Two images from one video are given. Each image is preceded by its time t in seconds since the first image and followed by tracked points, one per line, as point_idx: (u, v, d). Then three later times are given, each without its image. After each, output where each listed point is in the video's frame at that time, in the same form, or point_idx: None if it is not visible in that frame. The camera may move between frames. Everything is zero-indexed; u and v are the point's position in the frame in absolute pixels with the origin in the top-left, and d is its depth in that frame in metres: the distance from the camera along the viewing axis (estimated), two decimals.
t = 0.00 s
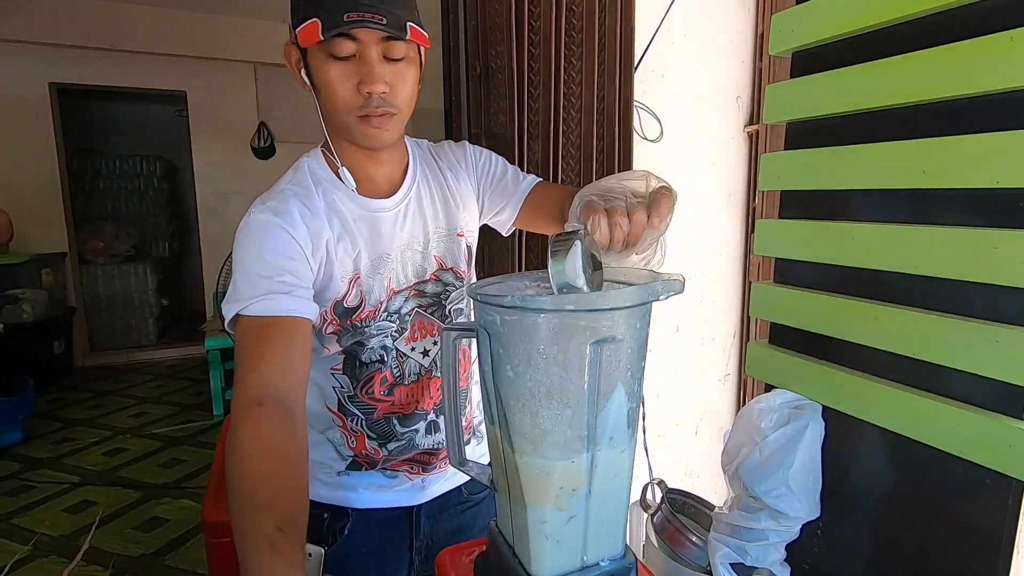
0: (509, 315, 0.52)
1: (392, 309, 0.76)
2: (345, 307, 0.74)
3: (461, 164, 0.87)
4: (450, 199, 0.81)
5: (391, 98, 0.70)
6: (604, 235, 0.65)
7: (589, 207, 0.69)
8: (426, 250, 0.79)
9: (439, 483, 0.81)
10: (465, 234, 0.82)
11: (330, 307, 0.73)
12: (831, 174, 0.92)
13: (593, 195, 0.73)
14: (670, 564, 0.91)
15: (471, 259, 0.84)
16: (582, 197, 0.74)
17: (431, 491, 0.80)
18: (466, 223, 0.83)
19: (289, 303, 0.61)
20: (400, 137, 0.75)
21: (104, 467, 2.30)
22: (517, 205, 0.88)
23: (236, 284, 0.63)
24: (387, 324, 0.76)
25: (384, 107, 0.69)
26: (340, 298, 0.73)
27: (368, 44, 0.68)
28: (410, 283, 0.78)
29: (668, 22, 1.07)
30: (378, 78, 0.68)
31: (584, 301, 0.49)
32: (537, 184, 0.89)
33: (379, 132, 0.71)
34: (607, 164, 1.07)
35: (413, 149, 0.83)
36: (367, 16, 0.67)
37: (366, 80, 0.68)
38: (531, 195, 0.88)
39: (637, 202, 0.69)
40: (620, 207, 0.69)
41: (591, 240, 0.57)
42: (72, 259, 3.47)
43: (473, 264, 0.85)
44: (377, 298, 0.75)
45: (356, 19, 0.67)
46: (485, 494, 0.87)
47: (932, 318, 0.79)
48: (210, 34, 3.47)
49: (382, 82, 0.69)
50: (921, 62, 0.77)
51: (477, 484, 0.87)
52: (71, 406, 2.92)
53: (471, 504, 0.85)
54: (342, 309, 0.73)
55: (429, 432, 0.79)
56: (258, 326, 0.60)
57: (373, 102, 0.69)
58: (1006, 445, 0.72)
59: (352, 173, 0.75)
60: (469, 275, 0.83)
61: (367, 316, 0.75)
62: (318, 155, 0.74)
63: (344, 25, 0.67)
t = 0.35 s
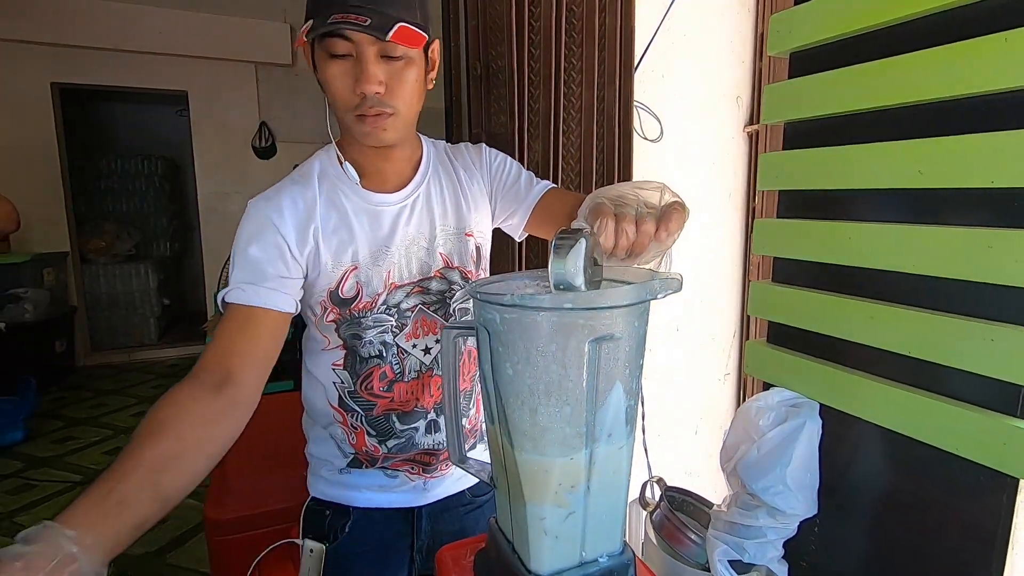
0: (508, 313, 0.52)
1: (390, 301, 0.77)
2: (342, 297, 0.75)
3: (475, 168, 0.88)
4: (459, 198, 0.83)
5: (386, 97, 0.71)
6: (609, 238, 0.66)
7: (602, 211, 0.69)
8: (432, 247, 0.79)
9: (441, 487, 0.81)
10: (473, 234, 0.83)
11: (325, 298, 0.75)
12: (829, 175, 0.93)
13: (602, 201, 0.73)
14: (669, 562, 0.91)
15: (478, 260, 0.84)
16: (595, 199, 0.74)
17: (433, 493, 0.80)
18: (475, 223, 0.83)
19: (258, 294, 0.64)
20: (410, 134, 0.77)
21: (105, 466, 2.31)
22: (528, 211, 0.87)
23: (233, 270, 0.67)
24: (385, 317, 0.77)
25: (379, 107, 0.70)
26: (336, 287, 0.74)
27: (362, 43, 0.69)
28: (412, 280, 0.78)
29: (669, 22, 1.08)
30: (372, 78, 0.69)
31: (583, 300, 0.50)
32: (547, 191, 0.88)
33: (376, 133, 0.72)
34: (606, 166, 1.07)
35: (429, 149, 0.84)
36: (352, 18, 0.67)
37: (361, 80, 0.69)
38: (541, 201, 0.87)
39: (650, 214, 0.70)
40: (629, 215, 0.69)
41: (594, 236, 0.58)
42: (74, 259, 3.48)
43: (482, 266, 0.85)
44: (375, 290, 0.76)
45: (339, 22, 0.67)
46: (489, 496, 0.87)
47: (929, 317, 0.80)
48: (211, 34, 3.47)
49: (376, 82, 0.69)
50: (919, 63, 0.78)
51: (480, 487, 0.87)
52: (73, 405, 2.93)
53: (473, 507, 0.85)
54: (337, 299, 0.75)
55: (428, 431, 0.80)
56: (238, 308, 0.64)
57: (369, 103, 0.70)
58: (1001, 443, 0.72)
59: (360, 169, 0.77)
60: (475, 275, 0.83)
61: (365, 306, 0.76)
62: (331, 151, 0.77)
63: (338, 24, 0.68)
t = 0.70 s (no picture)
0: (510, 311, 0.53)
1: (384, 300, 0.78)
2: (331, 294, 0.76)
3: (474, 168, 0.89)
4: (456, 198, 0.83)
5: (413, 84, 0.72)
6: (609, 234, 0.66)
7: (601, 206, 0.70)
8: (429, 247, 0.80)
9: (434, 487, 0.81)
10: (470, 234, 0.83)
11: (318, 294, 0.75)
12: (828, 175, 0.93)
13: (602, 196, 0.74)
14: (669, 560, 0.92)
15: (476, 261, 0.84)
16: (597, 194, 0.75)
17: (427, 493, 0.81)
18: (473, 223, 0.84)
19: (242, 279, 0.65)
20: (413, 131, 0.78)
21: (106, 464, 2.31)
22: (527, 212, 0.88)
23: (224, 255, 0.68)
24: (379, 315, 0.77)
25: (405, 92, 0.72)
26: (327, 285, 0.75)
27: (392, 30, 0.71)
28: (407, 279, 0.79)
29: (669, 23, 1.09)
30: (401, 63, 0.71)
31: (585, 299, 0.51)
32: (548, 191, 0.88)
33: (401, 117, 0.73)
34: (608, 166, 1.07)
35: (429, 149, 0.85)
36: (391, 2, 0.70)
37: (390, 65, 0.71)
38: (541, 202, 0.87)
39: (651, 212, 0.70)
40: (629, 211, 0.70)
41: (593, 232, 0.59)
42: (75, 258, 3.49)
43: (481, 266, 0.85)
44: (367, 287, 0.77)
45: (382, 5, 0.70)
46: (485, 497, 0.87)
47: (924, 317, 0.80)
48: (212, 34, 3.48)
49: (404, 67, 0.71)
50: (918, 64, 0.78)
51: (477, 489, 0.87)
52: (73, 404, 2.93)
53: (470, 508, 0.85)
54: (331, 297, 0.76)
55: (422, 430, 0.80)
56: (223, 288, 0.64)
57: (396, 87, 0.71)
58: (997, 441, 0.73)
59: (359, 167, 0.79)
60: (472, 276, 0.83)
61: (357, 303, 0.77)
62: (330, 147, 0.78)
63: (369, 11, 0.71)
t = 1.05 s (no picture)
0: (511, 313, 0.53)
1: (383, 303, 0.78)
2: (329, 297, 0.76)
3: (472, 171, 0.90)
4: (455, 202, 0.84)
5: (427, 82, 0.74)
6: (611, 236, 0.67)
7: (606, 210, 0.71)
8: (429, 251, 0.81)
9: (430, 485, 0.81)
10: (468, 238, 0.84)
11: (315, 296, 0.76)
12: (828, 178, 0.94)
13: (609, 199, 0.74)
14: (668, 560, 0.92)
15: (473, 264, 0.86)
16: (602, 198, 0.75)
17: (423, 492, 0.81)
18: (471, 228, 0.85)
19: (234, 262, 0.61)
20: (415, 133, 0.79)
21: (106, 464, 2.31)
22: (524, 215, 0.89)
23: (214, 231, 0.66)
24: (377, 318, 0.78)
25: (420, 90, 0.73)
26: (326, 287, 0.76)
27: (409, 28, 0.73)
28: (407, 283, 0.80)
29: (669, 25, 1.09)
30: (417, 61, 0.72)
31: (585, 300, 0.51)
32: (545, 199, 0.89)
33: (412, 115, 0.74)
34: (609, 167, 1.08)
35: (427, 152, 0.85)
36: None
37: (406, 62, 0.72)
38: (536, 211, 0.89)
39: (653, 221, 0.71)
40: (635, 217, 0.71)
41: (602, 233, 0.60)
42: (75, 257, 3.49)
43: (476, 269, 0.86)
44: (365, 291, 0.77)
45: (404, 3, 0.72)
46: (481, 495, 0.88)
47: (921, 319, 0.81)
48: (213, 34, 3.49)
49: (420, 65, 0.72)
50: (917, 68, 0.79)
51: (474, 487, 0.88)
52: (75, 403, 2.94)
53: (467, 506, 0.85)
54: (328, 301, 0.76)
55: (421, 432, 0.80)
56: (209, 264, 0.60)
57: (412, 84, 0.72)
58: (995, 443, 0.73)
59: (360, 167, 0.79)
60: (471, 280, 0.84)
61: (355, 308, 0.77)
62: (330, 145, 0.79)
63: (389, 7, 0.72)
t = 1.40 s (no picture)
0: (511, 315, 0.53)
1: (389, 292, 0.79)
2: (338, 279, 0.77)
3: (496, 177, 0.89)
4: (473, 204, 0.84)
5: (473, 87, 0.79)
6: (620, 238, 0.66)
7: (639, 209, 0.69)
8: (441, 246, 0.81)
9: (431, 493, 0.81)
10: (483, 238, 0.84)
11: (324, 277, 0.77)
12: (828, 180, 0.94)
13: (650, 201, 0.70)
14: (667, 563, 0.92)
15: (488, 266, 0.84)
16: (652, 195, 0.71)
17: (424, 499, 0.80)
18: (487, 229, 0.84)
19: (237, 240, 0.67)
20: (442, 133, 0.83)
21: (103, 465, 2.31)
22: (543, 224, 0.87)
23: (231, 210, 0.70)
24: (380, 306, 0.78)
25: (468, 93, 0.78)
26: (333, 268, 0.77)
27: (464, 35, 0.77)
28: (415, 276, 0.80)
29: (669, 27, 1.09)
30: (470, 67, 0.77)
31: (585, 303, 0.51)
32: (566, 206, 0.86)
33: (457, 116, 0.79)
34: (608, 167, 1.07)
35: (451, 156, 0.86)
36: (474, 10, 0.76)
37: (461, 67, 0.76)
38: (557, 217, 0.86)
39: (666, 249, 0.70)
40: (659, 232, 0.69)
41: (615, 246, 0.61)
42: (73, 257, 3.48)
43: (491, 272, 0.85)
44: (371, 275, 0.78)
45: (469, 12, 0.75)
46: (487, 509, 0.86)
47: (919, 322, 0.81)
48: (212, 34, 3.49)
49: (471, 70, 0.77)
50: (917, 72, 0.79)
51: (478, 499, 0.86)
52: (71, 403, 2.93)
53: (470, 520, 0.84)
54: (335, 281, 0.77)
55: (418, 431, 0.80)
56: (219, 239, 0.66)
57: (464, 88, 0.77)
58: (995, 446, 0.73)
59: (386, 160, 0.82)
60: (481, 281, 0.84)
61: (361, 291, 0.78)
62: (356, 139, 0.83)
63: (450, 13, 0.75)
